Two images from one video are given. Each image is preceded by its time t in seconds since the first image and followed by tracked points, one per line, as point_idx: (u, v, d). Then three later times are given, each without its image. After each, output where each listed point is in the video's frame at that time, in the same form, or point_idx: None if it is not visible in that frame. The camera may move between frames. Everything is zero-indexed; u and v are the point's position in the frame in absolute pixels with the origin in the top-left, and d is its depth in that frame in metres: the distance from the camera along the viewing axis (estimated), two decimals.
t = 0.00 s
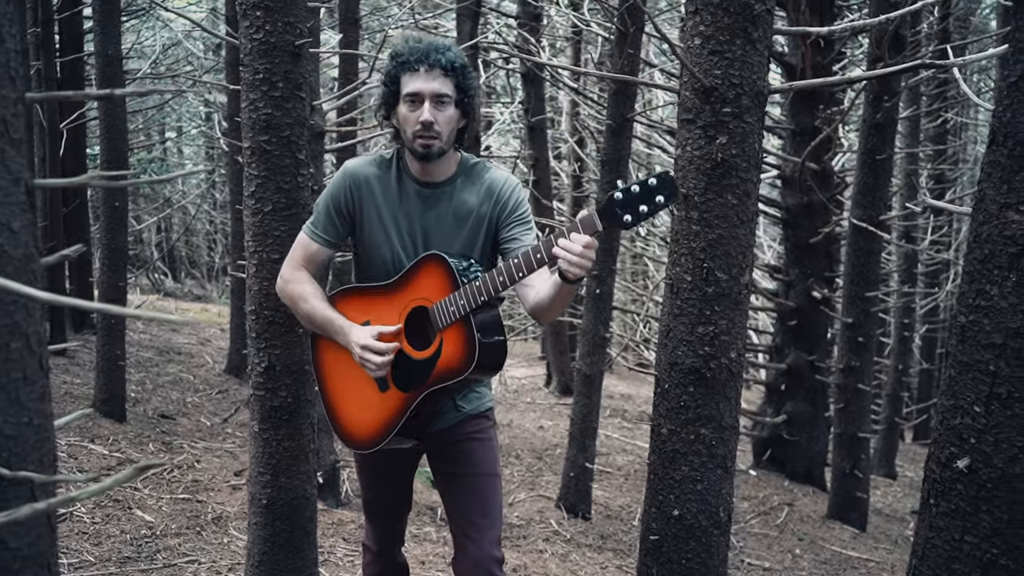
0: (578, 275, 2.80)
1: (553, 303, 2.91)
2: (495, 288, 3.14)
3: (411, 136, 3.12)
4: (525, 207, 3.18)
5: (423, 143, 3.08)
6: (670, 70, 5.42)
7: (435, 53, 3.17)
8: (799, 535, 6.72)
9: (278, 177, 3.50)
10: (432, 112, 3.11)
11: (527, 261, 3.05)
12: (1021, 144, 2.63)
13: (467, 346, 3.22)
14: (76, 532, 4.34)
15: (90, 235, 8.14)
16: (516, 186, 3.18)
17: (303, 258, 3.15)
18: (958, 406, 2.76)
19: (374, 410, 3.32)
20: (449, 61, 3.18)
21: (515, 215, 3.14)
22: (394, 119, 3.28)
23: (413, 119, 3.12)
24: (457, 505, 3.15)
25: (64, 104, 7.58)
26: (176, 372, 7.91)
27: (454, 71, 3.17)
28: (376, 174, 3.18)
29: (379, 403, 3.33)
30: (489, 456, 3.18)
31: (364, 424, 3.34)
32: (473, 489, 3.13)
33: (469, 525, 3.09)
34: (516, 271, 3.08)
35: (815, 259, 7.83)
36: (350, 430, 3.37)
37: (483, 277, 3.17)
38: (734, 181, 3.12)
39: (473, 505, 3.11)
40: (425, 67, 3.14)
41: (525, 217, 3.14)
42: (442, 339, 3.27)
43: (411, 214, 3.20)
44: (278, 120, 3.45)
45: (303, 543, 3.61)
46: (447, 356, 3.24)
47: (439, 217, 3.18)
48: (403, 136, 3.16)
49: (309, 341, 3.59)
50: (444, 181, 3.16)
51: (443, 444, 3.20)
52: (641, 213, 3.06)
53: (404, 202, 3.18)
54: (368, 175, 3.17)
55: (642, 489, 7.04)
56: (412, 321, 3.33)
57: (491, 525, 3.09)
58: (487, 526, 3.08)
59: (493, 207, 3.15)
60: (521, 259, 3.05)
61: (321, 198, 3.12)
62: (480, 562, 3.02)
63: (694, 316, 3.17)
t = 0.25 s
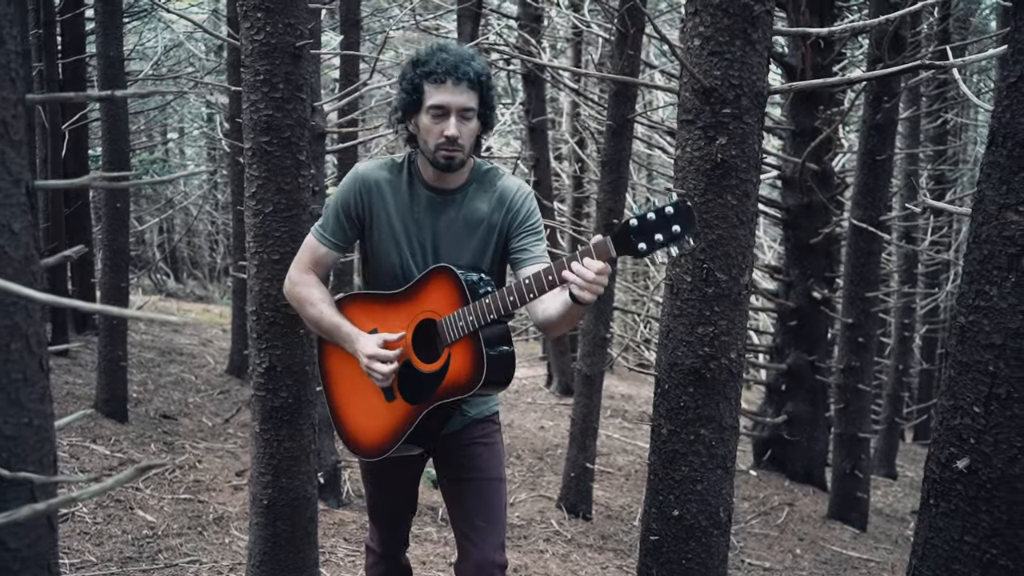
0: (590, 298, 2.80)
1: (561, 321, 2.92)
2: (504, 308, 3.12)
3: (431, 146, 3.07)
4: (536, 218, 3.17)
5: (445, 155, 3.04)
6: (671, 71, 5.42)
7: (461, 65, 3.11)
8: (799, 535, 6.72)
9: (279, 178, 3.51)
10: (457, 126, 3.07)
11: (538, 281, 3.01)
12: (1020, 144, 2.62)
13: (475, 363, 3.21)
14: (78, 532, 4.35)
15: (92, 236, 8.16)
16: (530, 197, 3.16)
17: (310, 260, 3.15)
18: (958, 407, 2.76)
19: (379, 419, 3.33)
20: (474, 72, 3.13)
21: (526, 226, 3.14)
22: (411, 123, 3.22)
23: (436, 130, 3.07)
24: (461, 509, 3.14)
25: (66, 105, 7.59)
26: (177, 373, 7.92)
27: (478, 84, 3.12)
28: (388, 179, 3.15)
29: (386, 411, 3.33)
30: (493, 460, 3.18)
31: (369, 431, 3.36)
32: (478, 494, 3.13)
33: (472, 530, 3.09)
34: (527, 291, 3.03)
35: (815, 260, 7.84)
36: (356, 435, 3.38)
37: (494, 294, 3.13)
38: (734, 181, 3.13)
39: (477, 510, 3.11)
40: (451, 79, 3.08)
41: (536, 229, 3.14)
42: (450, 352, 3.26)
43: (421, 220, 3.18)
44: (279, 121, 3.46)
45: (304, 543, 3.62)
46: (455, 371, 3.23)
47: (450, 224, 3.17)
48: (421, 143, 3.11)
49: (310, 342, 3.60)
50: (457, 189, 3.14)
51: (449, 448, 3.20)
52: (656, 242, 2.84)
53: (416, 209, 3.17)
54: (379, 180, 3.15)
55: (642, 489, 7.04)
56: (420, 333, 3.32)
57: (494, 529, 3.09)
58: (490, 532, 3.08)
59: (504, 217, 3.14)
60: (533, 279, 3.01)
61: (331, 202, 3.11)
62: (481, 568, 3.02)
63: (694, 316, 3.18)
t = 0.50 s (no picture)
0: (604, 329, 2.77)
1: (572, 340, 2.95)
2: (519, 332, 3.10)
3: (452, 156, 3.04)
4: (550, 229, 3.17)
5: (467, 166, 3.01)
6: (671, 74, 5.43)
7: (486, 74, 3.09)
8: (799, 537, 6.72)
9: (279, 182, 3.52)
10: (481, 136, 3.05)
11: (553, 307, 2.99)
12: (1018, 147, 2.61)
13: (487, 385, 3.19)
14: (78, 534, 4.35)
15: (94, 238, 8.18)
16: (544, 208, 3.16)
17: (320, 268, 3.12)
18: (957, 409, 2.74)
19: (390, 433, 3.33)
20: (495, 82, 3.11)
21: (541, 237, 3.14)
22: (427, 130, 3.19)
23: (459, 141, 3.04)
24: (465, 520, 3.15)
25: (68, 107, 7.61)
26: (179, 375, 7.93)
27: (501, 94, 3.12)
28: (402, 188, 3.12)
29: (396, 427, 3.32)
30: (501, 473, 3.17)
31: (379, 445, 3.36)
32: (482, 506, 3.14)
33: (478, 538, 3.11)
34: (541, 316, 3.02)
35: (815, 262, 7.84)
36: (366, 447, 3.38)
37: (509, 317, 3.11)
38: (733, 185, 3.13)
39: (481, 522, 3.12)
40: (475, 89, 3.06)
41: (552, 241, 3.15)
42: (461, 373, 3.23)
43: (434, 229, 3.15)
44: (280, 124, 3.47)
45: (304, 546, 3.63)
46: (467, 391, 3.21)
47: (464, 235, 3.15)
48: (439, 152, 3.08)
49: (310, 345, 3.61)
50: (472, 198, 3.12)
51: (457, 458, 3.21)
52: (677, 274, 2.82)
53: (429, 220, 3.13)
54: (393, 187, 3.11)
55: (642, 491, 7.05)
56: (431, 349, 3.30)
57: (500, 538, 3.10)
58: (495, 541, 3.09)
59: (519, 228, 3.13)
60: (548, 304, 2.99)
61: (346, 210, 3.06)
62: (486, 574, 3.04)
63: (692, 319, 3.19)
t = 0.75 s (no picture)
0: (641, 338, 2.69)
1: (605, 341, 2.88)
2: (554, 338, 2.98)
3: (475, 155, 2.93)
4: (575, 230, 3.06)
5: (490, 165, 2.91)
6: (670, 77, 5.45)
7: (511, 71, 2.98)
8: (799, 540, 6.72)
9: (280, 185, 3.53)
10: (505, 135, 2.95)
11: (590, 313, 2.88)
12: (1016, 151, 2.59)
13: (518, 392, 3.08)
14: (78, 536, 4.36)
15: (95, 241, 8.20)
16: (567, 208, 3.06)
17: (337, 268, 3.09)
18: (955, 412, 2.72)
19: (413, 444, 3.21)
20: (520, 79, 3.00)
21: (564, 237, 3.03)
22: (450, 129, 3.09)
23: (483, 139, 2.94)
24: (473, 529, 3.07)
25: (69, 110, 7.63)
26: (180, 377, 7.94)
27: (527, 92, 3.01)
28: (422, 186, 3.02)
29: (418, 435, 3.21)
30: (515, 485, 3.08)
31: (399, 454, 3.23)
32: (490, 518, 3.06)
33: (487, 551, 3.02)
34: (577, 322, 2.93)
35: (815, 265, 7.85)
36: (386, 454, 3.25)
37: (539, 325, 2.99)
38: (732, 188, 3.14)
39: (491, 534, 3.04)
40: (501, 86, 2.95)
41: (575, 241, 3.05)
42: (490, 379, 3.13)
43: (454, 229, 3.03)
44: (280, 127, 3.47)
45: (304, 548, 3.64)
46: (495, 398, 3.10)
47: (485, 237, 3.03)
48: (461, 150, 2.98)
49: (310, 347, 3.61)
50: (494, 198, 3.01)
51: (473, 466, 3.11)
52: (722, 283, 2.70)
53: (449, 219, 3.02)
54: (412, 186, 3.01)
55: (642, 493, 7.05)
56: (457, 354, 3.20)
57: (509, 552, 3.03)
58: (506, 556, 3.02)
59: (542, 229, 3.03)
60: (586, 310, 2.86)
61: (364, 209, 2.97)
62: None
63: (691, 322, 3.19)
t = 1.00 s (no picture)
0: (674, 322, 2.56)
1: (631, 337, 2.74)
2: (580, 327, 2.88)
3: (497, 142, 2.82)
4: (600, 221, 2.94)
5: (512, 153, 2.80)
6: (670, 80, 5.45)
7: (534, 55, 2.86)
8: (799, 541, 6.72)
9: (280, 187, 3.54)
10: (528, 121, 2.82)
11: (620, 298, 2.78)
12: (1015, 153, 2.56)
13: (544, 384, 2.99)
14: (79, 537, 4.36)
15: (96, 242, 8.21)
16: (592, 197, 2.94)
17: (358, 261, 2.99)
18: (954, 414, 2.70)
19: (432, 439, 3.10)
20: (544, 63, 2.87)
21: (589, 229, 2.91)
22: (473, 114, 2.97)
23: (505, 126, 2.82)
24: (488, 544, 2.98)
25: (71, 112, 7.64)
26: (181, 378, 7.95)
27: (551, 76, 2.88)
28: (443, 175, 2.91)
29: (439, 431, 3.10)
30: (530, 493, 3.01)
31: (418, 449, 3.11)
32: (508, 528, 2.98)
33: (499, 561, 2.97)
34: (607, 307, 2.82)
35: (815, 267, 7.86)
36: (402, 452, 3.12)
37: (566, 312, 2.89)
38: (731, 190, 3.14)
39: (504, 545, 2.98)
40: (524, 70, 2.83)
41: (600, 232, 2.92)
42: (514, 370, 3.03)
43: (475, 219, 2.92)
44: (280, 129, 3.48)
45: (304, 549, 3.65)
46: (520, 392, 3.01)
47: (508, 227, 2.92)
48: (483, 137, 2.87)
49: (310, 348, 3.62)
50: (517, 187, 2.90)
51: (486, 472, 3.02)
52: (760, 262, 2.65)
53: (471, 209, 2.91)
54: (434, 175, 2.91)
55: (642, 495, 7.06)
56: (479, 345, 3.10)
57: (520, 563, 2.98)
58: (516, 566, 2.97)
59: (567, 220, 2.91)
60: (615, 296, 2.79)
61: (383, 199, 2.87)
62: None
63: (690, 324, 3.19)
